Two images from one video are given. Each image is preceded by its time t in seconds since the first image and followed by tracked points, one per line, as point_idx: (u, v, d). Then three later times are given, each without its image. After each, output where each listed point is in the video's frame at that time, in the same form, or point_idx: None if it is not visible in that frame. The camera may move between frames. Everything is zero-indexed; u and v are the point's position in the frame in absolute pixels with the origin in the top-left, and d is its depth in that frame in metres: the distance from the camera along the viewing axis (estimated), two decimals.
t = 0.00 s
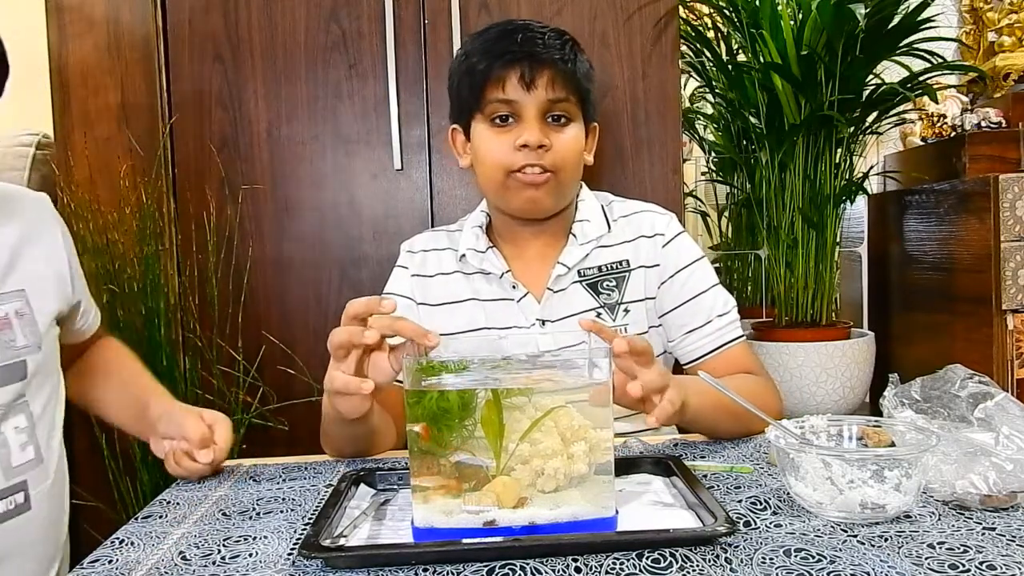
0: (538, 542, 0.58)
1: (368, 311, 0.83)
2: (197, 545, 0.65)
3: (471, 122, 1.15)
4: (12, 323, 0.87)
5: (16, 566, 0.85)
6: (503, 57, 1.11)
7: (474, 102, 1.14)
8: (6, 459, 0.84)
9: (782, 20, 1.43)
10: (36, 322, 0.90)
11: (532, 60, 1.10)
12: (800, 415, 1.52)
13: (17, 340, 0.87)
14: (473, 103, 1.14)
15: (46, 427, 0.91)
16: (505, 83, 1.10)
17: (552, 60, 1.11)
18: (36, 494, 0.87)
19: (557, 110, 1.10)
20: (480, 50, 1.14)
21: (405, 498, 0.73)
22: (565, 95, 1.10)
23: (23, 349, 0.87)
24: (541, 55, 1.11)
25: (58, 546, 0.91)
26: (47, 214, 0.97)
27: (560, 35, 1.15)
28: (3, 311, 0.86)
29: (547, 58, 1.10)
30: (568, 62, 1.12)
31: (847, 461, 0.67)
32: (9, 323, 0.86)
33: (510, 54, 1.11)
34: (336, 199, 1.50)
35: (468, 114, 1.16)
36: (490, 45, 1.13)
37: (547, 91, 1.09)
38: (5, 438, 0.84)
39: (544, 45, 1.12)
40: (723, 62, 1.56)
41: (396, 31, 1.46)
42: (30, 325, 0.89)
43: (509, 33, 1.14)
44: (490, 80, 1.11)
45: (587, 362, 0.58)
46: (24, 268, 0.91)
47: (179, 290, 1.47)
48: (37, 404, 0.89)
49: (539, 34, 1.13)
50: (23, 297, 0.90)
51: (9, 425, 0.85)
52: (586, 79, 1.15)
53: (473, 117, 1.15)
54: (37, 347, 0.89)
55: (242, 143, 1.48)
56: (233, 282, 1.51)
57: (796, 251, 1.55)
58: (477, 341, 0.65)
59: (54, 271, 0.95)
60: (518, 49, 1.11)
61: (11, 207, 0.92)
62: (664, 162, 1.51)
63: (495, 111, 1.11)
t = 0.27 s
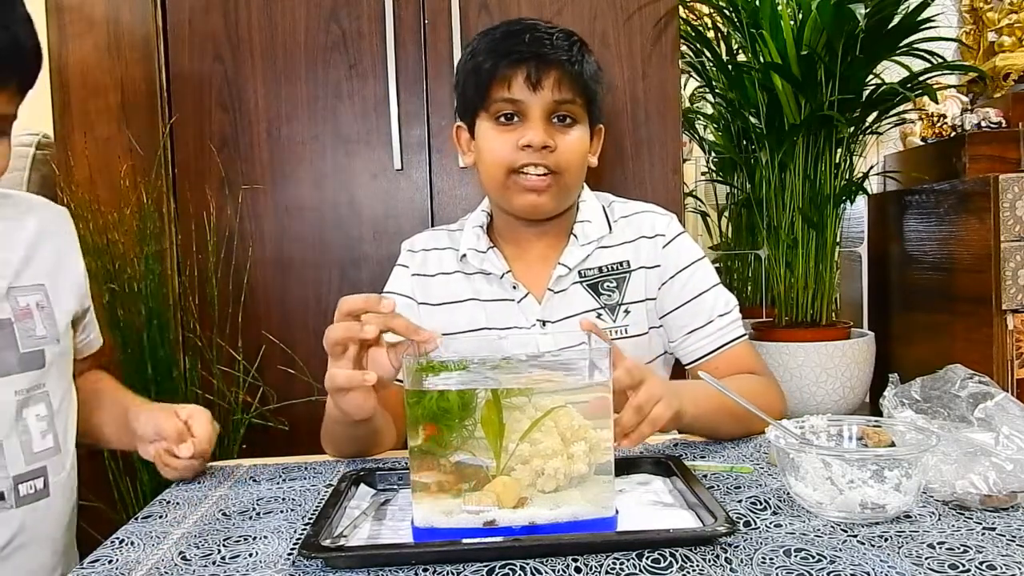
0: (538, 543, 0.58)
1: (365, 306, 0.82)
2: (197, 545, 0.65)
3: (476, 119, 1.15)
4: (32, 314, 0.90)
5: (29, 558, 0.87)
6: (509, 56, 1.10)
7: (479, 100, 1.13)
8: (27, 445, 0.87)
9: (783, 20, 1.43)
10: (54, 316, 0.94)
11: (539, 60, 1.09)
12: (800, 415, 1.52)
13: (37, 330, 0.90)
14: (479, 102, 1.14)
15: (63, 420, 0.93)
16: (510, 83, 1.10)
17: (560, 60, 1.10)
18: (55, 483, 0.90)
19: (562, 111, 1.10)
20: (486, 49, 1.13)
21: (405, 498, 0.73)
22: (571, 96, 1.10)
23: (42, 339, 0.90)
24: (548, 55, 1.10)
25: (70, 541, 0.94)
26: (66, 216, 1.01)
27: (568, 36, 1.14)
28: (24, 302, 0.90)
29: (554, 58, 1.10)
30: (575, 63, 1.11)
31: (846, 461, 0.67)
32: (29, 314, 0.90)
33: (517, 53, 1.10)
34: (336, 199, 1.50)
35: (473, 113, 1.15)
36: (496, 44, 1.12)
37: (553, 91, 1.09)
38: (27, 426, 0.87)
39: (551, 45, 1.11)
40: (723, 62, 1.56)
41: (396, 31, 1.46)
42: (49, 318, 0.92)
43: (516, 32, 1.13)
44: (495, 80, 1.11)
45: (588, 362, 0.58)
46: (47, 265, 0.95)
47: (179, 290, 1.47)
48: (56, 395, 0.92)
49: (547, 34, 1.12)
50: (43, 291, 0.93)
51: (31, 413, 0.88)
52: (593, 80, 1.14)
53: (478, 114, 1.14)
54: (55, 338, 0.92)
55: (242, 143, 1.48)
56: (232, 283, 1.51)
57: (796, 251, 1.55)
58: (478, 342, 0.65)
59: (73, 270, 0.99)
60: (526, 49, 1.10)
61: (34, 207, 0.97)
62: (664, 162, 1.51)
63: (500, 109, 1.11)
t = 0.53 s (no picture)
0: (538, 543, 0.58)
1: (369, 319, 0.81)
2: (197, 545, 0.65)
3: (474, 121, 1.15)
4: (43, 314, 0.95)
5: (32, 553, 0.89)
6: (505, 58, 1.10)
7: (476, 102, 1.13)
8: (38, 446, 0.91)
9: (782, 20, 1.43)
10: (68, 317, 0.98)
11: (534, 62, 1.09)
12: (800, 415, 1.52)
13: (47, 331, 0.94)
14: (476, 103, 1.13)
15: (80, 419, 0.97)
16: (506, 85, 1.10)
17: (556, 62, 1.09)
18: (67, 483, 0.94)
19: (559, 113, 1.10)
20: (483, 51, 1.13)
21: (405, 498, 0.73)
22: (568, 98, 1.10)
23: (53, 339, 0.95)
24: (545, 57, 1.09)
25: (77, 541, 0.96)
26: (78, 219, 1.04)
27: (565, 37, 1.14)
28: (34, 304, 0.94)
29: (550, 60, 1.09)
30: (571, 64, 1.11)
31: (847, 461, 0.66)
32: (39, 315, 0.94)
33: (514, 55, 1.10)
34: (336, 200, 1.50)
35: (471, 114, 1.15)
36: (493, 46, 1.12)
37: (548, 94, 1.09)
38: (39, 426, 0.91)
39: (547, 46, 1.10)
40: (723, 62, 1.56)
41: (396, 31, 1.46)
42: (62, 318, 0.97)
43: (513, 33, 1.13)
44: (492, 81, 1.10)
45: (587, 361, 0.58)
46: (60, 268, 0.99)
47: (179, 290, 1.47)
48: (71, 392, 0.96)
49: (544, 35, 1.12)
50: (56, 292, 0.97)
51: (43, 413, 0.92)
52: (590, 80, 1.14)
53: (475, 116, 1.14)
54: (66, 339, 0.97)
55: (242, 143, 1.48)
56: (232, 282, 1.51)
57: (796, 251, 1.55)
58: (478, 342, 0.65)
59: (85, 273, 1.03)
60: (522, 51, 1.10)
61: (45, 211, 1.01)
62: (664, 162, 1.51)
63: (497, 111, 1.11)
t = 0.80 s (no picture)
0: (537, 543, 0.59)
1: (371, 322, 0.80)
2: (197, 544, 0.65)
3: (470, 123, 1.15)
4: (55, 314, 0.88)
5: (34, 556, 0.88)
6: (500, 61, 1.09)
7: (472, 105, 1.13)
8: (43, 445, 0.84)
9: (782, 20, 1.43)
10: (83, 317, 0.91)
11: (529, 65, 1.08)
12: (800, 415, 1.52)
13: (58, 331, 0.88)
14: (471, 106, 1.13)
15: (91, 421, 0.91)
16: (501, 88, 1.09)
17: (551, 65, 1.08)
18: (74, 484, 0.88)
19: (554, 116, 1.09)
20: (478, 54, 1.12)
21: (405, 498, 0.73)
22: (563, 100, 1.09)
23: (64, 339, 0.88)
24: (541, 59, 1.08)
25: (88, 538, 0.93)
26: (95, 216, 0.99)
27: (560, 37, 1.14)
28: (46, 303, 0.88)
29: (545, 63, 1.08)
30: (566, 66, 1.10)
31: (847, 461, 0.66)
32: (51, 315, 0.88)
33: (508, 59, 1.09)
34: (336, 199, 1.50)
35: (468, 115, 1.15)
36: (489, 48, 1.11)
37: (543, 97, 1.08)
38: (46, 426, 0.84)
39: (543, 48, 1.09)
40: (723, 62, 1.56)
41: (396, 31, 1.46)
42: (77, 318, 0.90)
43: (509, 35, 1.12)
44: (486, 84, 1.10)
45: (587, 362, 0.58)
46: (74, 265, 0.93)
47: (179, 290, 1.46)
48: (83, 394, 0.89)
49: (539, 37, 1.11)
50: (70, 292, 0.91)
51: (52, 413, 0.85)
52: (586, 82, 1.13)
53: (472, 118, 1.14)
54: (80, 339, 0.90)
55: (242, 143, 1.48)
56: (232, 282, 1.51)
57: (796, 251, 1.55)
58: (478, 341, 0.65)
59: (102, 271, 0.96)
60: (517, 54, 1.09)
61: (59, 208, 0.95)
62: (665, 161, 1.51)
63: (492, 114, 1.11)
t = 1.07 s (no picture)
0: (537, 543, 0.59)
1: (371, 322, 0.81)
2: (197, 545, 0.65)
3: (469, 123, 1.14)
4: (58, 311, 0.88)
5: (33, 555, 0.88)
6: (499, 61, 1.09)
7: (471, 106, 1.13)
8: (44, 442, 0.84)
9: (782, 20, 1.43)
10: (87, 313, 0.91)
11: (528, 65, 1.08)
12: (800, 415, 1.52)
13: (62, 328, 0.88)
14: (470, 107, 1.13)
15: (95, 417, 0.91)
16: (500, 89, 1.09)
17: (549, 64, 1.09)
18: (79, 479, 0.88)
19: (553, 116, 1.09)
20: (478, 54, 1.12)
21: (405, 498, 0.73)
22: (562, 100, 1.09)
23: (67, 335, 0.88)
24: (539, 59, 1.09)
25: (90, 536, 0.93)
26: (103, 210, 0.99)
27: (559, 37, 1.14)
28: (49, 300, 0.88)
29: (543, 63, 1.08)
30: (565, 66, 1.10)
31: (847, 461, 0.66)
32: (55, 311, 0.88)
33: (507, 58, 1.09)
34: (336, 199, 1.50)
35: (466, 116, 1.15)
36: (489, 47, 1.11)
37: (542, 97, 1.08)
38: (46, 423, 0.84)
39: (542, 48, 1.10)
40: (723, 62, 1.56)
41: (396, 31, 1.46)
42: (81, 314, 0.90)
43: (508, 35, 1.12)
44: (486, 84, 1.10)
45: (587, 362, 0.58)
46: (80, 261, 0.93)
47: (179, 290, 1.46)
48: (87, 390, 0.89)
49: (538, 37, 1.11)
50: (75, 288, 0.91)
51: (54, 410, 0.85)
52: (584, 81, 1.13)
53: (470, 119, 1.14)
54: (84, 336, 0.90)
55: (242, 143, 1.48)
56: (233, 282, 1.52)
57: (796, 251, 1.55)
58: (477, 341, 0.65)
59: (109, 266, 0.96)
60: (516, 54, 1.09)
61: (69, 204, 0.96)
62: (665, 161, 1.51)
63: (490, 114, 1.10)
